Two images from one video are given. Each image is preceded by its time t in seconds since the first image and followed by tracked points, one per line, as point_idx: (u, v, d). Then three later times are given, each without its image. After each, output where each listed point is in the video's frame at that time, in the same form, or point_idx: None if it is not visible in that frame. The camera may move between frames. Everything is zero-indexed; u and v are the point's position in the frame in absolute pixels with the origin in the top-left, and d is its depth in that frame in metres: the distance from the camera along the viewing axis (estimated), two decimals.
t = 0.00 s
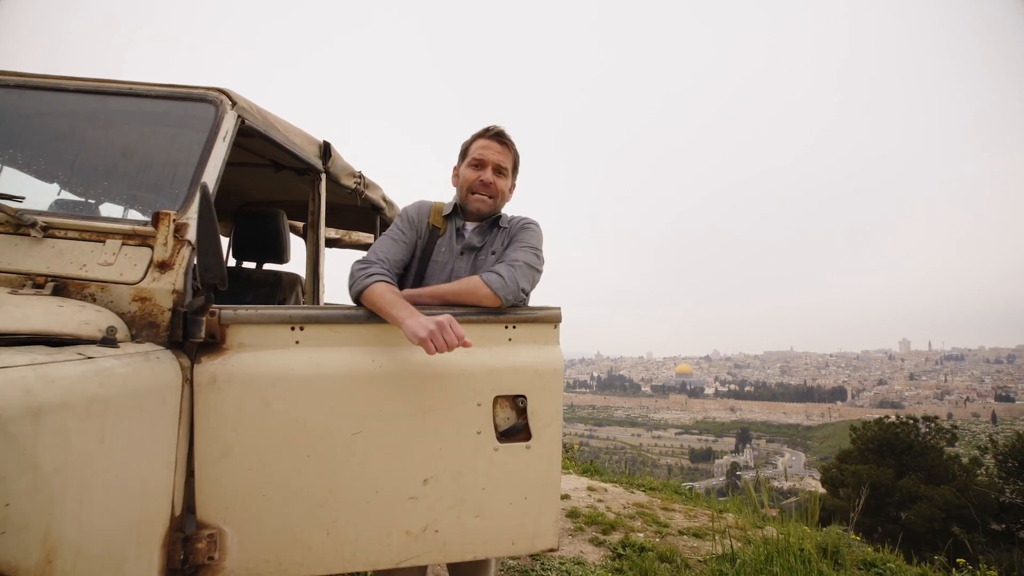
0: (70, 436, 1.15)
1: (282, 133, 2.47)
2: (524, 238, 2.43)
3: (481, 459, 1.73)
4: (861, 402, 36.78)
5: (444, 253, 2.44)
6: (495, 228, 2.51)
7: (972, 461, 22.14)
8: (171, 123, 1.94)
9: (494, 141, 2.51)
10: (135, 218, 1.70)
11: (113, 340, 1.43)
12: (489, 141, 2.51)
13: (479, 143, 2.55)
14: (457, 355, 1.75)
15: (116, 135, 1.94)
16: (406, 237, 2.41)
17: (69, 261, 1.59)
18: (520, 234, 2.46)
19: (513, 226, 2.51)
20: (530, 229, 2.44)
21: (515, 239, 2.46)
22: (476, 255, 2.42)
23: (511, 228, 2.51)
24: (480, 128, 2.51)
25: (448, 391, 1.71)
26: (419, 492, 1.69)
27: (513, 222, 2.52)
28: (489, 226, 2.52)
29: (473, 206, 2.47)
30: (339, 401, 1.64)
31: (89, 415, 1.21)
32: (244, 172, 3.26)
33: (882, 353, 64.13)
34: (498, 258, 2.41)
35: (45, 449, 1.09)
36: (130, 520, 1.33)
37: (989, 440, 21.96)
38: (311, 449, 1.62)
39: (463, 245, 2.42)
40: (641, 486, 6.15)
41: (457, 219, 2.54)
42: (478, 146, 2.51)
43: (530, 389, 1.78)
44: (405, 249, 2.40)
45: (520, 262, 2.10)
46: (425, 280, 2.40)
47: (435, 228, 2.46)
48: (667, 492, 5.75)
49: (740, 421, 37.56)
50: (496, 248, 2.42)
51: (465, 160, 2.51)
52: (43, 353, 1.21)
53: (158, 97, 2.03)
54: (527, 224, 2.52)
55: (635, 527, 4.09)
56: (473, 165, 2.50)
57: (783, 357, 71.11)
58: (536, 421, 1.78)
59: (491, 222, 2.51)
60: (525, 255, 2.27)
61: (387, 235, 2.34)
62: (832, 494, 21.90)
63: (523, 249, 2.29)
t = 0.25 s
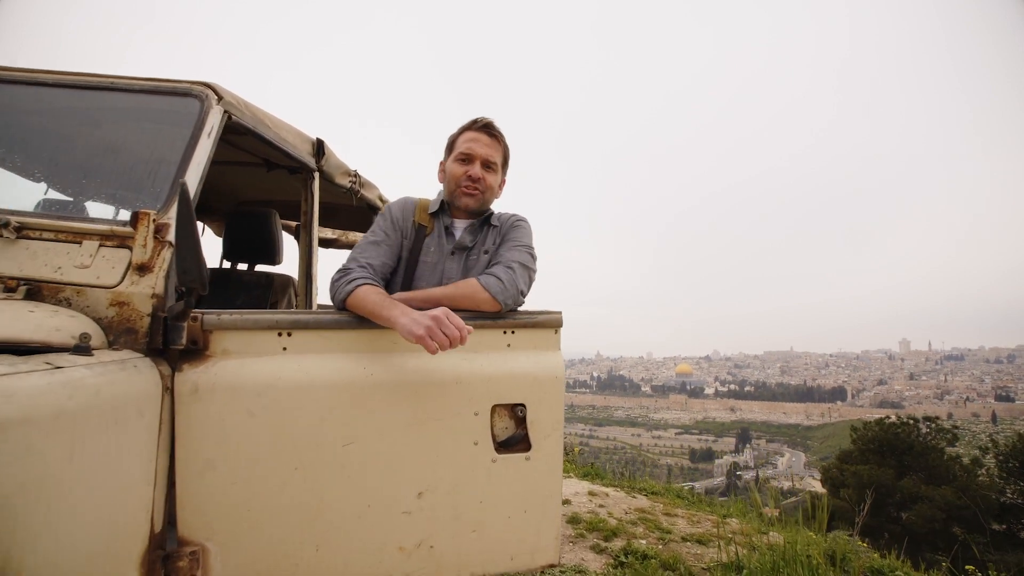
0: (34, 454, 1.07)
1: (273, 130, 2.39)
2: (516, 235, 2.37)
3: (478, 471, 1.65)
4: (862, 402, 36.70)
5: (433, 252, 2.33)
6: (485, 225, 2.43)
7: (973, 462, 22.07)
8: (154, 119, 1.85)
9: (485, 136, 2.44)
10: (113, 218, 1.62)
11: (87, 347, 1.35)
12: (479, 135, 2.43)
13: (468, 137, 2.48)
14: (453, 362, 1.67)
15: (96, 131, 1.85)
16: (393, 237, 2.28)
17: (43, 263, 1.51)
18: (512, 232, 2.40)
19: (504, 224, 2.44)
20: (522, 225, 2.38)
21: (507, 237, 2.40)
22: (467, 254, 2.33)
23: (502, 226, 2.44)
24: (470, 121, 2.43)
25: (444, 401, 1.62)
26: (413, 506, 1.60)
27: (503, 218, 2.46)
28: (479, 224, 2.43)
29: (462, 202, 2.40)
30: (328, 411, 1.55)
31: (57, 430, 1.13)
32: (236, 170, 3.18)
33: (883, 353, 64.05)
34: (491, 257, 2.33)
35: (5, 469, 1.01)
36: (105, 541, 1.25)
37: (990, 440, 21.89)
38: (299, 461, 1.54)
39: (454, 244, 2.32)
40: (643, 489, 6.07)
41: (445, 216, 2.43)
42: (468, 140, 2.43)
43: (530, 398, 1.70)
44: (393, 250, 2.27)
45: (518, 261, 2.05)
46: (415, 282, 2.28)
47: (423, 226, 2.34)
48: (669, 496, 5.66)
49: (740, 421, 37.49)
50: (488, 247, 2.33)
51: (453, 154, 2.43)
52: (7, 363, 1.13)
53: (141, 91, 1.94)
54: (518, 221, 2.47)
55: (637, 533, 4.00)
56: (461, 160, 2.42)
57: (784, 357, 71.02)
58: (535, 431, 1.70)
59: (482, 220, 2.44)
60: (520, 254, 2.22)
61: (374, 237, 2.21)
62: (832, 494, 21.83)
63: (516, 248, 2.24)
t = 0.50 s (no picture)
0: None
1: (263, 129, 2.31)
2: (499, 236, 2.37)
3: (475, 484, 1.57)
4: (863, 402, 36.64)
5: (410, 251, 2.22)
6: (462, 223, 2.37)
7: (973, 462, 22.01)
8: (136, 118, 1.76)
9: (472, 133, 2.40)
10: (93, 221, 1.55)
11: (62, 359, 1.28)
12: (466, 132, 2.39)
13: (453, 132, 2.43)
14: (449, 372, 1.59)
15: (75, 130, 1.77)
16: (370, 233, 2.16)
17: (18, 269, 1.44)
18: (491, 231, 2.37)
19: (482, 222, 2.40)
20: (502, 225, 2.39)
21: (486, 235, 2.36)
22: (446, 252, 2.26)
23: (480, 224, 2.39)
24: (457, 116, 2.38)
25: (439, 412, 1.55)
26: (407, 521, 1.53)
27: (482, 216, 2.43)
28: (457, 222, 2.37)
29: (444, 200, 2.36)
30: (317, 423, 1.47)
31: (25, 451, 1.05)
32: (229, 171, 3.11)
33: (883, 353, 63.98)
34: (471, 256, 2.28)
35: None
36: (79, 567, 1.17)
37: (991, 440, 21.84)
38: (287, 476, 1.46)
39: (433, 242, 2.25)
40: (644, 494, 6.00)
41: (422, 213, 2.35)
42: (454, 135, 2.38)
43: (528, 408, 1.62)
44: (370, 247, 2.16)
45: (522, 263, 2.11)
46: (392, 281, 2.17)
47: (401, 222, 2.24)
48: (671, 501, 5.59)
49: (741, 421, 37.45)
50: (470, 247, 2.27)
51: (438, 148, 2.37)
52: None
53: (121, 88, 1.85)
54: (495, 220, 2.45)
55: (639, 540, 3.93)
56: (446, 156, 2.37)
57: (784, 357, 70.99)
58: (535, 443, 1.62)
59: (461, 217, 2.39)
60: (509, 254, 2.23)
61: (352, 234, 2.08)
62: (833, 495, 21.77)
63: (507, 247, 2.26)
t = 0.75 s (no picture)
0: None
1: (254, 131, 2.27)
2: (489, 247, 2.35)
3: (473, 498, 1.50)
4: (863, 403, 36.59)
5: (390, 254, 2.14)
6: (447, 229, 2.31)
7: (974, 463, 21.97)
8: (122, 120, 1.69)
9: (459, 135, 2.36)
10: (77, 227, 1.49)
11: (40, 371, 1.22)
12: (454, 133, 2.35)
13: (439, 132, 2.38)
14: (445, 382, 1.54)
15: (58, 132, 1.70)
16: (347, 236, 2.09)
17: None
18: (477, 236, 2.31)
19: (467, 228, 2.34)
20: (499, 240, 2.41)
21: (471, 241, 2.29)
22: (430, 256, 2.18)
23: (466, 230, 2.33)
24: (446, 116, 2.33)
25: (435, 423, 1.49)
26: (403, 537, 1.45)
27: (465, 220, 2.39)
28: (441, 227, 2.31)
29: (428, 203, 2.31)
30: (308, 435, 1.41)
31: None
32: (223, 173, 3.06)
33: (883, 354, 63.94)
34: (457, 260, 2.20)
35: None
36: None
37: (991, 441, 21.81)
38: (276, 490, 1.39)
39: (416, 245, 2.17)
40: (645, 499, 5.94)
41: (403, 217, 2.29)
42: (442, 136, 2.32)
43: (527, 418, 1.57)
44: (349, 250, 2.08)
45: (526, 272, 2.19)
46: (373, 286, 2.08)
47: (382, 224, 2.17)
48: (672, 507, 5.53)
49: (741, 423, 37.38)
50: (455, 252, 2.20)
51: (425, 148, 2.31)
52: None
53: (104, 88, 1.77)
54: (481, 226, 2.39)
55: (640, 548, 3.87)
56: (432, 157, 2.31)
57: (783, 358, 70.94)
58: (532, 455, 1.56)
59: (445, 221, 2.32)
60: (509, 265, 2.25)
61: (328, 235, 2.01)
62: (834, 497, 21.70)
63: (505, 260, 2.27)
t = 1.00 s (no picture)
0: None
1: (246, 132, 2.22)
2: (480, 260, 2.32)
3: (472, 513, 1.45)
4: (864, 404, 36.53)
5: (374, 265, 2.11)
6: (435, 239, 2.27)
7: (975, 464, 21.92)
8: (111, 121, 1.63)
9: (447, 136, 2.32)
10: (62, 232, 1.45)
11: (20, 384, 1.16)
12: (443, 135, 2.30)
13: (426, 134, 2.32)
14: (444, 393, 1.49)
15: (43, 134, 1.64)
16: (326, 247, 2.08)
17: None
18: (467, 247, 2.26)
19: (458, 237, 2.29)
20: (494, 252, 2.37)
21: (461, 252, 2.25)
22: (416, 268, 2.13)
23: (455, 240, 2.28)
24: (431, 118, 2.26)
25: (433, 436, 1.44)
26: (400, 555, 1.40)
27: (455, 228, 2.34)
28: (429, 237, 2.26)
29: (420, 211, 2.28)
30: (301, 449, 1.36)
31: None
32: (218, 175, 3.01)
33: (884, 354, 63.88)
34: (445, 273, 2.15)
35: None
36: None
37: (991, 442, 21.77)
38: (268, 506, 1.33)
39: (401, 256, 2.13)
40: (647, 503, 5.89)
41: (387, 225, 2.26)
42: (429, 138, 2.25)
43: (528, 431, 1.52)
44: (328, 262, 2.07)
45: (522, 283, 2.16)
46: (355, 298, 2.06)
47: (364, 234, 2.15)
48: (674, 511, 5.48)
49: (741, 424, 37.32)
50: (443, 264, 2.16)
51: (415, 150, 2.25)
52: None
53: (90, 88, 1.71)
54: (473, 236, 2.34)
55: (642, 555, 3.82)
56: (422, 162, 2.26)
57: (784, 359, 70.88)
58: (535, 468, 1.51)
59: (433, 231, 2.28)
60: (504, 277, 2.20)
61: (304, 246, 2.01)
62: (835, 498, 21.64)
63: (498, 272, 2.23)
